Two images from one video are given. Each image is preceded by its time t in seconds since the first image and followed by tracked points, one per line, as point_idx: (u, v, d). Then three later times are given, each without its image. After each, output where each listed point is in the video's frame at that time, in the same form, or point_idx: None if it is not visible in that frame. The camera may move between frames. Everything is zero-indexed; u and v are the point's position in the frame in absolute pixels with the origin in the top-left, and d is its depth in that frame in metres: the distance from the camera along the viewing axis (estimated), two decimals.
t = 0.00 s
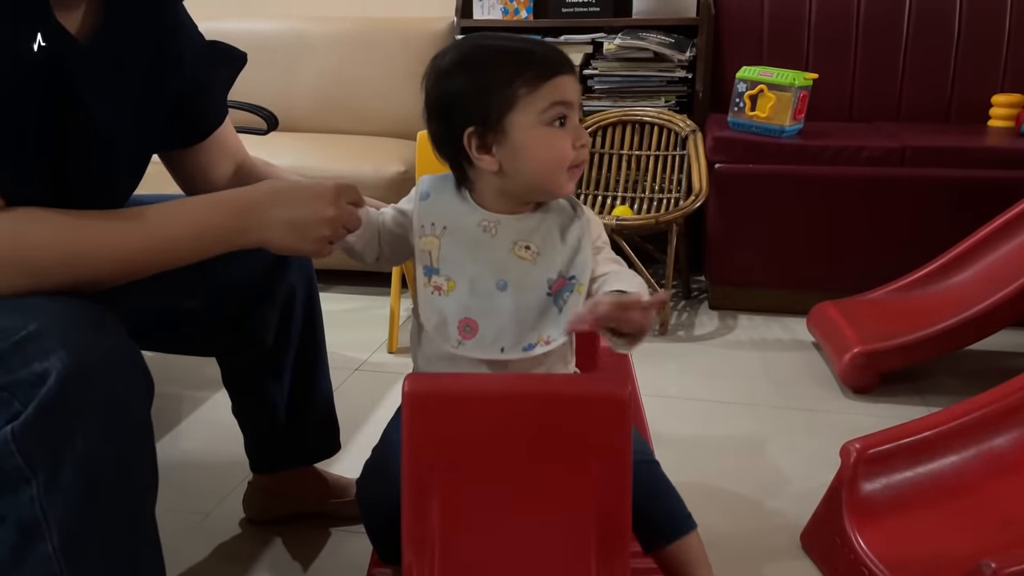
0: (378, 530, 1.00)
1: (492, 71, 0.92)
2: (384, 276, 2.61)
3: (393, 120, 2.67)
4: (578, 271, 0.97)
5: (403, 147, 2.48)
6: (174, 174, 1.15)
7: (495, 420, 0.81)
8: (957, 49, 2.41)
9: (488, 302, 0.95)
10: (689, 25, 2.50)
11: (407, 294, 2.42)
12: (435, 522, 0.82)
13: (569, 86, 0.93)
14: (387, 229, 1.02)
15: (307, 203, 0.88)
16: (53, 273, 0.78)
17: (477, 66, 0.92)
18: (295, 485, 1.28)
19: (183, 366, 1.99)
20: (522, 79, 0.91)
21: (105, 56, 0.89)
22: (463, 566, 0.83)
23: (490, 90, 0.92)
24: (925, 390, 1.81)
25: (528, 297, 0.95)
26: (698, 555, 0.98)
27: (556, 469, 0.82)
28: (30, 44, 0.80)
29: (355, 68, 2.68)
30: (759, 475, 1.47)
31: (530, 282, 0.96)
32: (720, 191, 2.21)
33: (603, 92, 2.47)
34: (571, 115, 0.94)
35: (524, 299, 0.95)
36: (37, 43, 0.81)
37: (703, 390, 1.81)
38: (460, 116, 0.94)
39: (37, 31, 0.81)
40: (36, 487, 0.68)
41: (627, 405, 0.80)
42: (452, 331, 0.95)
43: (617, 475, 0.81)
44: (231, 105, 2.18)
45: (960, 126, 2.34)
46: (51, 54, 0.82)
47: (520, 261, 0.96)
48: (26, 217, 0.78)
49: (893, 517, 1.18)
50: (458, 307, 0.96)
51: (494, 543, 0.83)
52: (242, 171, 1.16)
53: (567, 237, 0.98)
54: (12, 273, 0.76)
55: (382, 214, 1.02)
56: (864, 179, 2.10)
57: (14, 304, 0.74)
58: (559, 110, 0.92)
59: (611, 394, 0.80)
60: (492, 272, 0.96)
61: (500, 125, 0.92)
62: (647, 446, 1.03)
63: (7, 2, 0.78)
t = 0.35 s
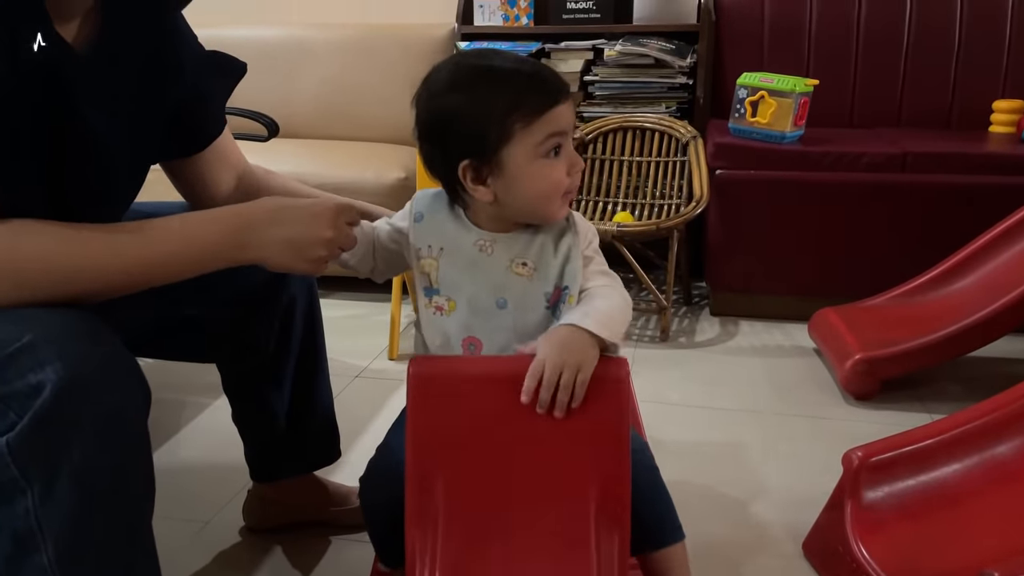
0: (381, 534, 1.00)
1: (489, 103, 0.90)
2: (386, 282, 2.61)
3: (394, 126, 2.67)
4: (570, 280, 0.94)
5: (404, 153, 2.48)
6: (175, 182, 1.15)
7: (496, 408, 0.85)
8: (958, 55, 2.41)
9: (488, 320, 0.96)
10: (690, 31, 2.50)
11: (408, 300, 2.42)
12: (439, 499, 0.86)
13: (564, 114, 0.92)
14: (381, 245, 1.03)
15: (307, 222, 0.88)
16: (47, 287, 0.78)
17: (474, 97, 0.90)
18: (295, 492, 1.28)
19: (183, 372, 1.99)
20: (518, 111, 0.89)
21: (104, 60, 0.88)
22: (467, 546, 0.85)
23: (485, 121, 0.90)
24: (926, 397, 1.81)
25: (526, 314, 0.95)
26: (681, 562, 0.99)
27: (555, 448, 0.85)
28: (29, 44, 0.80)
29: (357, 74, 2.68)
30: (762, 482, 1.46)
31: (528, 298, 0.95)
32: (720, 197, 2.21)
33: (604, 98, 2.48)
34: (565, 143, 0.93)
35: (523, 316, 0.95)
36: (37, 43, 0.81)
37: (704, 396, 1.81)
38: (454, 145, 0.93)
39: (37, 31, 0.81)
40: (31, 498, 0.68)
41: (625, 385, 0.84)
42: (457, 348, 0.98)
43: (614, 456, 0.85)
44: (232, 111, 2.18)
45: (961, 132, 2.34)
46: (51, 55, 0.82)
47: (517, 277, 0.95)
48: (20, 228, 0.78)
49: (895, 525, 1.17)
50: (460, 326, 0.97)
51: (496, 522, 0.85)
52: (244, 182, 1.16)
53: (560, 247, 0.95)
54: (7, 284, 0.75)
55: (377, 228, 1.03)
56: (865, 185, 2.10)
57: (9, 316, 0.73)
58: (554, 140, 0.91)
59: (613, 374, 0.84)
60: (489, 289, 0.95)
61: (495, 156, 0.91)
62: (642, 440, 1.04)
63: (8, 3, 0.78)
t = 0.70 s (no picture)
0: (393, 532, 1.00)
1: (486, 91, 0.91)
2: (388, 286, 2.61)
3: (397, 130, 2.67)
4: (566, 253, 0.96)
5: (407, 157, 2.48)
6: (178, 185, 1.14)
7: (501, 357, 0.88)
8: (962, 59, 2.41)
9: (492, 296, 0.98)
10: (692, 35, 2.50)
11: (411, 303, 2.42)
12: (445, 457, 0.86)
13: (559, 103, 0.93)
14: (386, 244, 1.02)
15: (318, 229, 0.90)
16: (64, 287, 0.77)
17: (473, 87, 0.92)
18: (298, 496, 1.27)
19: (186, 376, 1.99)
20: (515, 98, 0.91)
21: (105, 61, 0.88)
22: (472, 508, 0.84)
23: (484, 107, 0.92)
24: (929, 402, 1.80)
25: (527, 288, 0.97)
26: (675, 548, 0.99)
27: (559, 398, 0.87)
28: (30, 44, 0.79)
29: (359, 78, 2.68)
30: (765, 487, 1.46)
31: (528, 273, 0.97)
32: (723, 201, 2.21)
33: (606, 102, 2.48)
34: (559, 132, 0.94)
35: (523, 291, 0.97)
36: (37, 43, 0.80)
37: (707, 401, 1.80)
38: (455, 132, 0.94)
39: (37, 31, 0.80)
40: (47, 499, 0.68)
41: (622, 338, 0.88)
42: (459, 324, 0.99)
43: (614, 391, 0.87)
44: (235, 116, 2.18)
45: (965, 136, 2.33)
46: (51, 55, 0.81)
47: (517, 255, 0.97)
48: (45, 232, 0.77)
49: (900, 532, 1.17)
50: (463, 302, 0.98)
51: (501, 481, 0.85)
52: (249, 181, 1.16)
53: (556, 225, 0.97)
54: (28, 286, 0.75)
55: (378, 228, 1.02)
56: (867, 190, 2.10)
57: (25, 317, 0.72)
58: (549, 127, 0.92)
59: (609, 332, 0.89)
60: (492, 266, 0.97)
61: (494, 141, 0.92)
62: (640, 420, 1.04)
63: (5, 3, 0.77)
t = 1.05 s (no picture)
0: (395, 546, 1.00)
1: (490, 83, 0.93)
2: (392, 289, 2.61)
3: (401, 132, 2.67)
4: (554, 250, 0.96)
5: (412, 160, 2.48)
6: (184, 186, 1.15)
7: (502, 386, 0.87)
8: (968, 63, 2.40)
9: (479, 291, 0.97)
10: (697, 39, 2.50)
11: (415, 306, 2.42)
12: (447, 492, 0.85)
13: (560, 108, 0.94)
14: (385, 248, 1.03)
15: (324, 228, 0.91)
16: (85, 286, 0.77)
17: (477, 77, 0.94)
18: (302, 499, 1.28)
19: (190, 378, 1.99)
20: (517, 93, 0.92)
21: (110, 61, 0.87)
22: (471, 542, 0.83)
23: (486, 99, 0.93)
24: (935, 407, 1.79)
25: (512, 282, 0.96)
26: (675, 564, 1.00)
27: (561, 425, 0.86)
28: (30, 45, 0.78)
29: (364, 81, 2.68)
30: (767, 491, 1.46)
31: (513, 268, 0.97)
32: (728, 205, 2.21)
33: (611, 105, 2.48)
34: (557, 136, 0.95)
35: (509, 286, 0.96)
36: (37, 43, 0.79)
37: (711, 405, 1.80)
38: (455, 118, 0.95)
39: (36, 32, 0.79)
40: (58, 499, 0.68)
41: (629, 365, 0.86)
42: (446, 320, 0.97)
43: (619, 424, 0.85)
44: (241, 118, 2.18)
45: (971, 140, 2.33)
46: (50, 55, 0.80)
47: (502, 248, 0.97)
48: (60, 235, 0.77)
49: (907, 537, 1.16)
50: (451, 299, 0.97)
51: (501, 511, 0.84)
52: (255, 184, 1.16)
53: (544, 223, 0.97)
54: (42, 292, 0.75)
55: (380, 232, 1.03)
56: (873, 194, 2.09)
57: (39, 318, 0.72)
58: (547, 128, 0.93)
59: (616, 356, 0.87)
60: (479, 261, 0.97)
61: (490, 131, 0.93)
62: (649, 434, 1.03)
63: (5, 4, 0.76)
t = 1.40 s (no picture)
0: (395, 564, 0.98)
1: (541, 97, 0.89)
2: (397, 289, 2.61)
3: (406, 133, 2.67)
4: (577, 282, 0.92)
5: (416, 161, 2.48)
6: (187, 187, 1.15)
7: (505, 457, 0.80)
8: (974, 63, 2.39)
9: (493, 319, 0.93)
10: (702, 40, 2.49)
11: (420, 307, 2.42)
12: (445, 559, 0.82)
13: (610, 131, 0.91)
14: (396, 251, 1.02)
15: (320, 204, 0.90)
16: (68, 284, 0.77)
17: (526, 88, 0.89)
18: (305, 500, 1.27)
19: (193, 379, 1.99)
20: (569, 113, 0.88)
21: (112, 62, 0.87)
22: None
23: (534, 113, 0.89)
24: (940, 409, 1.79)
25: (530, 313, 0.92)
26: None
27: (568, 503, 0.80)
28: (29, 44, 0.78)
29: (369, 81, 2.68)
30: (771, 494, 1.45)
31: (535, 296, 0.93)
32: (733, 206, 2.21)
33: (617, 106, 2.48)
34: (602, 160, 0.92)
35: (526, 316, 0.92)
36: (37, 43, 0.79)
37: (716, 407, 1.79)
38: (495, 128, 0.91)
39: (37, 31, 0.79)
40: (58, 500, 0.68)
41: (642, 438, 0.78)
42: (457, 350, 0.93)
43: (629, 506, 0.80)
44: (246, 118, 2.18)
45: (976, 140, 2.32)
46: (50, 55, 0.80)
47: (524, 275, 0.94)
48: (45, 231, 0.77)
49: (914, 540, 1.16)
50: (463, 326, 0.94)
51: None
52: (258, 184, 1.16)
53: (571, 250, 0.95)
54: (23, 295, 0.75)
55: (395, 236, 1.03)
56: (879, 195, 2.08)
57: (35, 319, 0.73)
58: (595, 154, 0.90)
59: (627, 433, 0.79)
60: (495, 285, 0.94)
61: (534, 150, 0.90)
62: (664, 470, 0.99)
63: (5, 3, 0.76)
